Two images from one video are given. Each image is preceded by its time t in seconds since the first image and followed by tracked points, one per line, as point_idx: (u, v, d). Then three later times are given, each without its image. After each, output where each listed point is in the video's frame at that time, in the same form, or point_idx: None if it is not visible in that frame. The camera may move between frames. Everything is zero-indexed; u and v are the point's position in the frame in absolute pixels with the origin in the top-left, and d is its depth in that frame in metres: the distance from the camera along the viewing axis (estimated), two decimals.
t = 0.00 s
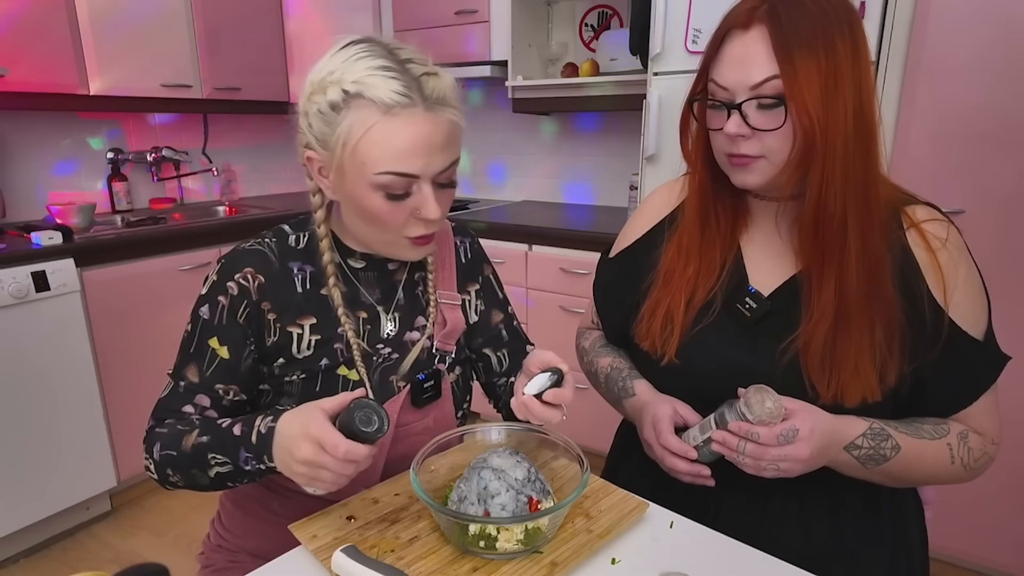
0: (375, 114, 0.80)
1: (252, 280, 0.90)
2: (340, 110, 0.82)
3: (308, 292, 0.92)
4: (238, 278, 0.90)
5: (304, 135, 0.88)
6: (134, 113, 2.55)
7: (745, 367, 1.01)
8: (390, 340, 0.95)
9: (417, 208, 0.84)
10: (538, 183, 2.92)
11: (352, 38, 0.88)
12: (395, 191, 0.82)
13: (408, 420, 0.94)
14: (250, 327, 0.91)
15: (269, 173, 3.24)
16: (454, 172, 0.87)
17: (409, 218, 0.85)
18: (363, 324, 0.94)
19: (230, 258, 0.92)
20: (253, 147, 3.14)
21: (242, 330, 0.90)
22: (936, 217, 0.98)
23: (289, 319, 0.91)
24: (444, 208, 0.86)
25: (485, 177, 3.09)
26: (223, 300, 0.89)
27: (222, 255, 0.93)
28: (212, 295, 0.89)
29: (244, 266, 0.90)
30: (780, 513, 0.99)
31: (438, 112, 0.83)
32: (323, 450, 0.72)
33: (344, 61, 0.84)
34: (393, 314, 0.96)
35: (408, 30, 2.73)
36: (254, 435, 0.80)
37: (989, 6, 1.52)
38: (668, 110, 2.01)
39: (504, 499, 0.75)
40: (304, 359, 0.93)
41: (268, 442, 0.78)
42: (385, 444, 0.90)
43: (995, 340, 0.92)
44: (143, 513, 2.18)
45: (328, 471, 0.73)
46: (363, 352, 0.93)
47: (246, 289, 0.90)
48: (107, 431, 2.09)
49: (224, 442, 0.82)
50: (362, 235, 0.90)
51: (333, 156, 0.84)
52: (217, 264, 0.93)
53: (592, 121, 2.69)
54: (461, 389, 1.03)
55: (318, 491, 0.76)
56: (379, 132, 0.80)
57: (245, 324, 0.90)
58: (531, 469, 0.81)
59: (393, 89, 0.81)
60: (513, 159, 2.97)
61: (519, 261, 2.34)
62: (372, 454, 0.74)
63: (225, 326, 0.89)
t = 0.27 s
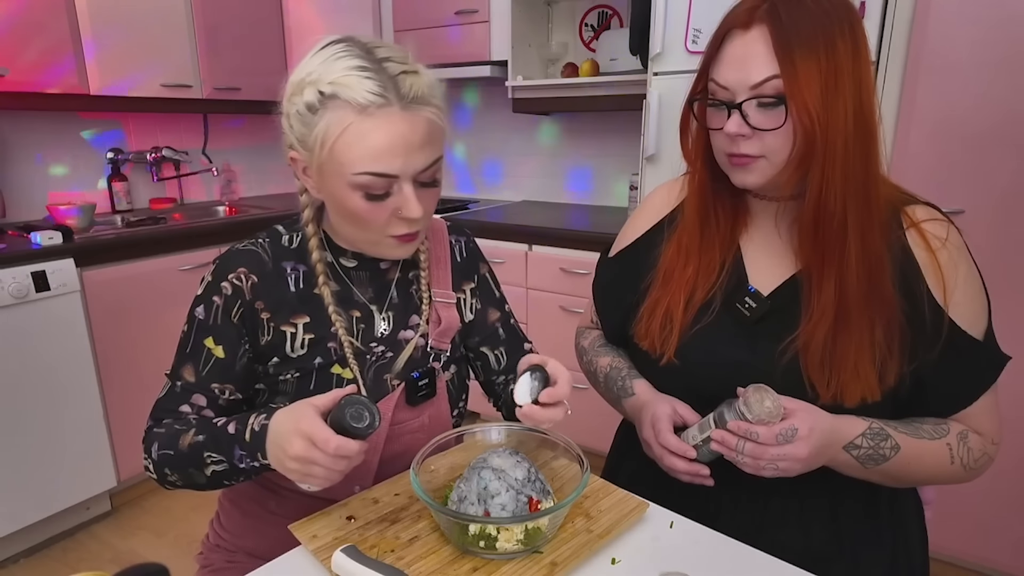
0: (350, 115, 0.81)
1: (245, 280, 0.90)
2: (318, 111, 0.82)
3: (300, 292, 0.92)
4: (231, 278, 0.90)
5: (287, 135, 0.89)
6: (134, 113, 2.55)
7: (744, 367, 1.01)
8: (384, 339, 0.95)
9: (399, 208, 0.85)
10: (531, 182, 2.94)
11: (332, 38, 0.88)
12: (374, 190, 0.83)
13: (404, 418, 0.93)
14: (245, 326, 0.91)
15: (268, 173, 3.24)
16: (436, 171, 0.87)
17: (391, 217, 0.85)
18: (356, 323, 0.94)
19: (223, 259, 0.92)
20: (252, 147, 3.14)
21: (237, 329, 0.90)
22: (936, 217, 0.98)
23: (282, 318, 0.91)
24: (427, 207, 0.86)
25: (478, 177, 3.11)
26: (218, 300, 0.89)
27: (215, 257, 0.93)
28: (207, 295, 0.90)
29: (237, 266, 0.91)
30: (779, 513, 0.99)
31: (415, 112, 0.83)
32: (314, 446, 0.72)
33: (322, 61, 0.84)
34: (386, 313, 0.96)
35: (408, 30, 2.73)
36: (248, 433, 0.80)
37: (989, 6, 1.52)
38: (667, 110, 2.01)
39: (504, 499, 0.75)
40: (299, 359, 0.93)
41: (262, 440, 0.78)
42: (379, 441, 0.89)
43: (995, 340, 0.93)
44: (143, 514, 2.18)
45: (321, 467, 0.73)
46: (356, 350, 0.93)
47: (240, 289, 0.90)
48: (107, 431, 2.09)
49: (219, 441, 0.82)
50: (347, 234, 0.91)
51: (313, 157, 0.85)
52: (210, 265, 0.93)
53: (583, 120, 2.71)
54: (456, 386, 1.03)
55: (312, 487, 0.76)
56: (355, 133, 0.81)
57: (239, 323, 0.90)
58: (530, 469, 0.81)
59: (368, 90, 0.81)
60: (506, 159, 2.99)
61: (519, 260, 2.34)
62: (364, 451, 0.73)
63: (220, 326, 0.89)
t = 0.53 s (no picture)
0: (339, 116, 0.81)
1: (243, 280, 0.90)
2: (307, 113, 0.83)
3: (298, 291, 0.92)
4: (229, 278, 0.90)
5: (281, 136, 0.89)
6: (134, 113, 2.55)
7: (744, 368, 1.01)
8: (382, 338, 0.95)
9: (390, 208, 0.85)
10: (527, 182, 2.95)
11: (324, 39, 0.89)
12: (365, 191, 0.83)
13: (402, 416, 0.93)
14: (243, 326, 0.91)
15: (268, 173, 3.24)
16: (428, 171, 0.87)
17: (382, 218, 0.85)
18: (354, 322, 0.94)
19: (220, 260, 0.93)
20: (252, 147, 3.13)
21: (235, 329, 0.90)
22: (936, 216, 0.98)
23: (280, 318, 0.92)
24: (418, 208, 0.86)
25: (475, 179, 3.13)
26: (216, 301, 0.89)
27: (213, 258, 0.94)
28: (205, 296, 0.90)
29: (235, 267, 0.91)
30: (779, 514, 0.99)
31: (404, 112, 0.83)
32: (310, 443, 0.72)
33: (313, 63, 0.85)
34: (384, 312, 0.96)
35: (408, 30, 2.73)
36: (245, 432, 0.80)
37: (989, 5, 1.52)
38: (667, 110, 2.01)
39: (504, 499, 0.75)
40: (297, 358, 0.93)
41: (259, 439, 0.78)
42: (377, 435, 0.89)
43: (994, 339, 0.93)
44: (143, 514, 2.18)
45: (317, 465, 0.73)
46: (354, 349, 0.93)
47: (238, 289, 0.90)
48: (107, 431, 2.09)
49: (218, 440, 0.82)
50: (342, 235, 0.91)
51: (304, 158, 0.85)
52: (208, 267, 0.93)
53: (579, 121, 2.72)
54: (455, 383, 1.02)
55: (310, 486, 0.76)
56: (344, 134, 0.81)
57: (238, 323, 0.90)
58: (530, 469, 0.81)
59: (356, 91, 0.81)
60: (502, 159, 3.01)
61: (519, 260, 2.34)
62: (361, 448, 0.73)
63: (218, 326, 0.89)
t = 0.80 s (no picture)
0: (337, 117, 0.81)
1: (242, 280, 0.90)
2: (306, 113, 0.83)
3: (297, 291, 0.92)
4: (228, 278, 0.90)
5: (279, 137, 0.89)
6: (134, 113, 2.55)
7: (744, 368, 1.01)
8: (381, 337, 0.95)
9: (388, 208, 0.85)
10: (526, 182, 2.96)
11: (322, 40, 0.89)
12: (363, 191, 0.83)
13: (401, 415, 0.93)
14: (242, 325, 0.91)
15: (268, 173, 3.23)
16: (426, 172, 0.87)
17: (381, 218, 0.85)
18: (353, 322, 0.94)
19: (220, 260, 0.93)
20: (252, 147, 3.13)
21: (235, 329, 0.90)
22: (936, 217, 0.98)
23: (279, 317, 0.92)
24: (416, 208, 0.86)
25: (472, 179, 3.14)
26: (215, 301, 0.90)
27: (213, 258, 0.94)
28: (205, 295, 0.90)
29: (234, 267, 0.91)
30: (779, 515, 0.99)
31: (401, 112, 0.83)
32: (310, 442, 0.72)
33: (311, 63, 0.85)
34: (383, 312, 0.96)
35: (408, 30, 2.73)
36: (245, 430, 0.80)
37: (989, 5, 1.52)
38: (667, 110, 2.01)
39: (504, 499, 0.75)
40: (296, 358, 0.93)
41: (258, 437, 0.78)
42: (376, 434, 0.89)
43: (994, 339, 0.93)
44: (143, 514, 2.18)
45: (317, 463, 0.72)
46: (353, 349, 0.93)
47: (237, 289, 0.90)
48: (107, 431, 2.09)
49: (218, 439, 0.82)
50: (340, 235, 0.91)
51: (303, 158, 0.85)
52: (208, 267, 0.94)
53: (577, 122, 2.73)
54: (455, 382, 1.02)
55: (310, 485, 0.76)
56: (342, 134, 0.81)
57: (237, 322, 0.91)
58: (530, 469, 0.81)
59: (355, 91, 0.81)
60: (499, 159, 3.02)
61: (519, 260, 2.34)
62: (360, 446, 0.73)
63: (218, 326, 0.90)
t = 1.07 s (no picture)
0: (338, 117, 0.81)
1: (242, 279, 0.90)
2: (307, 113, 0.83)
3: (297, 290, 0.92)
4: (228, 278, 0.90)
5: (279, 136, 0.89)
6: (134, 113, 2.55)
7: (746, 369, 1.01)
8: (381, 336, 0.95)
9: (388, 208, 0.85)
10: (527, 182, 2.95)
11: (322, 39, 0.89)
12: (363, 191, 0.83)
13: (401, 413, 0.93)
14: (242, 325, 0.91)
15: (268, 173, 3.23)
16: (426, 172, 0.87)
17: (381, 218, 0.85)
18: (353, 321, 0.94)
19: (220, 259, 0.93)
20: (252, 147, 3.13)
21: (234, 328, 0.90)
22: (939, 219, 0.98)
23: (279, 316, 0.92)
24: (416, 208, 0.86)
25: (470, 178, 3.14)
26: (215, 300, 0.90)
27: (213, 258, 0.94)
28: (205, 295, 0.90)
29: (234, 266, 0.91)
30: (779, 515, 0.99)
31: (401, 112, 0.83)
32: (311, 439, 0.72)
33: (312, 64, 0.85)
34: (383, 311, 0.96)
35: (408, 30, 2.73)
36: (245, 429, 0.80)
37: (990, 5, 1.52)
38: (668, 110, 2.00)
39: (504, 499, 0.75)
40: (295, 357, 0.93)
41: (259, 436, 0.78)
42: (377, 433, 0.89)
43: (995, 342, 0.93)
44: (143, 514, 2.18)
45: (318, 461, 0.73)
46: (353, 348, 0.93)
47: (237, 288, 0.90)
48: (107, 431, 2.09)
49: (218, 438, 0.82)
50: (339, 234, 0.91)
51: (303, 158, 0.85)
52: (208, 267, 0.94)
53: (576, 123, 2.73)
54: (456, 381, 1.03)
55: (311, 483, 0.76)
56: (342, 134, 0.81)
57: (237, 322, 0.91)
58: (530, 469, 0.80)
59: (355, 92, 0.81)
60: (499, 159, 3.02)
61: (519, 260, 2.34)
62: (362, 445, 0.73)
63: (217, 325, 0.90)
